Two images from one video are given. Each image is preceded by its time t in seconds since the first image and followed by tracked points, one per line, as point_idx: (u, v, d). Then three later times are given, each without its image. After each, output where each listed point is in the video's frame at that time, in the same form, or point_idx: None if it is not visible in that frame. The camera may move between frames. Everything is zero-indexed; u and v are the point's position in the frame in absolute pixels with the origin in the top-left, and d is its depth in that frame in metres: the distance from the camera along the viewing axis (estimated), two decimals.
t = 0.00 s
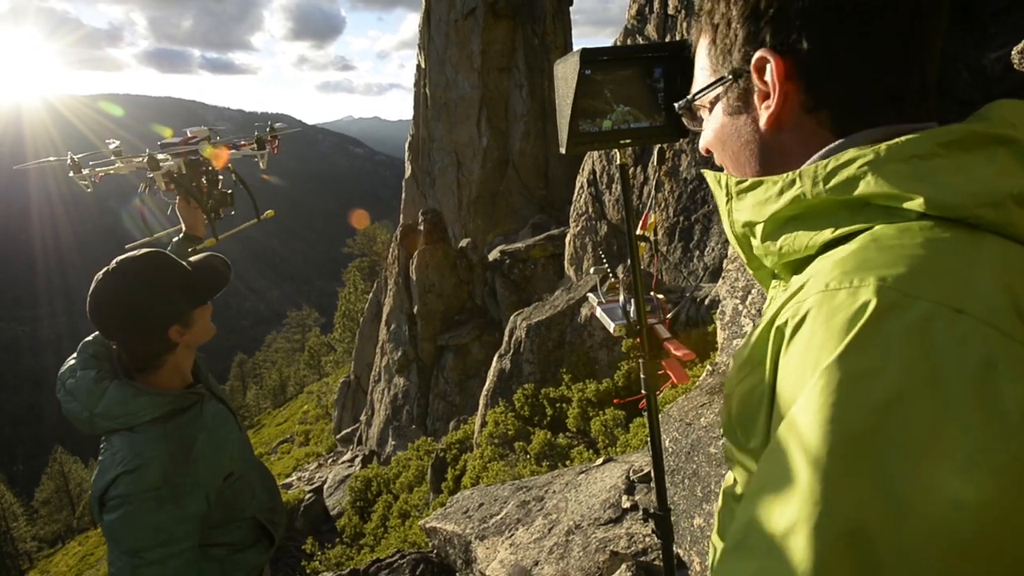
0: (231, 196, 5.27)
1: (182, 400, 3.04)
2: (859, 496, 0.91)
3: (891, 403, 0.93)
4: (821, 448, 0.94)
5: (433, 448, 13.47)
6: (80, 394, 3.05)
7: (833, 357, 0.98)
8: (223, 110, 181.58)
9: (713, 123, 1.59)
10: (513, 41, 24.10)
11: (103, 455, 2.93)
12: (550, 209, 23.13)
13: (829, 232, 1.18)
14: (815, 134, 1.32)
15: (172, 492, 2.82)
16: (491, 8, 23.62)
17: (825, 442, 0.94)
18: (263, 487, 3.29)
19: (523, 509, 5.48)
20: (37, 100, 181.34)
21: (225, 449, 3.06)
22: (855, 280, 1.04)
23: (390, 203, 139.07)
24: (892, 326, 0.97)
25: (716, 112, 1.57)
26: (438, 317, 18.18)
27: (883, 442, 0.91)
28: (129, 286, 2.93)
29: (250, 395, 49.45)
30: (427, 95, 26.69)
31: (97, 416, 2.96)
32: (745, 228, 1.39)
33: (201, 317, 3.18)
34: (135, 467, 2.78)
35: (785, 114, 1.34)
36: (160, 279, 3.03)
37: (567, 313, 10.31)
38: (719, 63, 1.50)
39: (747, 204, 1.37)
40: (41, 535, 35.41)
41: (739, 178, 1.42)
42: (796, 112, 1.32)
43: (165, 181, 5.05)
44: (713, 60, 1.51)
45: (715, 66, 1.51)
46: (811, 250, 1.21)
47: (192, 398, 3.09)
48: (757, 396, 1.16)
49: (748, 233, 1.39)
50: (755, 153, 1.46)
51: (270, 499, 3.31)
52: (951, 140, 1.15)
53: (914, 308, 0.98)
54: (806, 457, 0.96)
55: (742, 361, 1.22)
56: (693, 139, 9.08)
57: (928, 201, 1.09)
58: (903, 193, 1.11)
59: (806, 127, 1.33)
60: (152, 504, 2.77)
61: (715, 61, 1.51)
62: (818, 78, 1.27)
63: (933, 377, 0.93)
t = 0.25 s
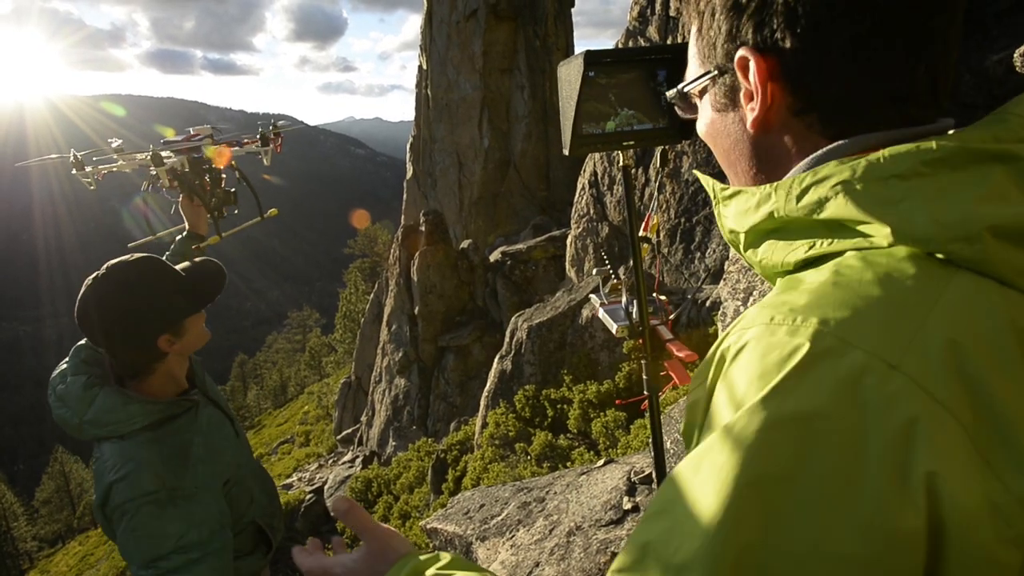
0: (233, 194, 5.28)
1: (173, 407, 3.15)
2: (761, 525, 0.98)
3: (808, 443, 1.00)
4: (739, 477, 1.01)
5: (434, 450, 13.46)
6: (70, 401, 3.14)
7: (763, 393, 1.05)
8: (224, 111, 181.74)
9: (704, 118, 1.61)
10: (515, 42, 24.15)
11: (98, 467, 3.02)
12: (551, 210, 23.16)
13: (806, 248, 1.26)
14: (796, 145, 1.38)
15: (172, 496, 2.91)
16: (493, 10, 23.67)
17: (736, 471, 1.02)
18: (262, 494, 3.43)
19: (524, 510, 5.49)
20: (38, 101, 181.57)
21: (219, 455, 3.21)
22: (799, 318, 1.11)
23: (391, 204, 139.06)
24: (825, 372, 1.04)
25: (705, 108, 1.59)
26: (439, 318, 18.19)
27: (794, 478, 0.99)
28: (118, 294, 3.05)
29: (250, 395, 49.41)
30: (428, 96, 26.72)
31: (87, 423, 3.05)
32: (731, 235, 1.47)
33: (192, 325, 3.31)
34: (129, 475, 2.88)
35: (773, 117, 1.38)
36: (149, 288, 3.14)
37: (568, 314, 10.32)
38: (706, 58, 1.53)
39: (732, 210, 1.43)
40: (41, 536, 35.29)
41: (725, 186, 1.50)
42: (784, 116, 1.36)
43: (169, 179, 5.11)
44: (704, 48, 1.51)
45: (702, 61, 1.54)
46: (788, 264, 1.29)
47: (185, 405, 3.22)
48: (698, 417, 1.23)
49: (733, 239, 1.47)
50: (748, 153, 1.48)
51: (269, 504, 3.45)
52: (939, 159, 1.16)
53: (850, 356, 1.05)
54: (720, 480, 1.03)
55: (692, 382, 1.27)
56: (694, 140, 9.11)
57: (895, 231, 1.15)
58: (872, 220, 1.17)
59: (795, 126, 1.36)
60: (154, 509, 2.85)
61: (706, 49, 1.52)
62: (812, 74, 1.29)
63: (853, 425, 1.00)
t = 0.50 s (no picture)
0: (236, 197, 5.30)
1: (175, 409, 3.13)
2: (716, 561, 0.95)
3: (777, 482, 0.95)
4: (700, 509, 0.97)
5: (433, 452, 13.48)
6: (74, 402, 3.15)
7: (736, 424, 1.00)
8: (224, 112, 181.86)
9: (701, 108, 1.48)
10: (515, 45, 24.20)
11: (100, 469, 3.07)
12: (551, 212, 23.20)
13: (809, 262, 1.20)
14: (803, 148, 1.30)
15: (174, 500, 2.98)
16: (493, 12, 23.73)
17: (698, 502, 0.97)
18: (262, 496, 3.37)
19: (524, 512, 5.50)
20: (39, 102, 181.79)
21: (224, 455, 3.21)
22: (783, 344, 1.05)
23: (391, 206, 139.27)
24: (804, 405, 0.98)
25: (706, 95, 1.46)
26: (439, 320, 18.22)
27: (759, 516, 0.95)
28: (115, 297, 3.06)
29: (250, 397, 49.42)
30: (428, 98, 26.76)
31: (89, 424, 3.05)
32: (727, 239, 1.40)
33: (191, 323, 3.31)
34: (129, 480, 2.94)
35: (811, 102, 1.24)
36: (144, 289, 3.15)
37: (568, 316, 10.32)
38: (718, 35, 1.39)
39: (729, 216, 1.36)
40: (40, 537, 35.23)
41: (722, 189, 1.43)
42: (831, 97, 1.23)
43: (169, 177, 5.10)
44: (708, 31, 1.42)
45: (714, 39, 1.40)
46: (786, 278, 1.24)
47: (187, 407, 3.19)
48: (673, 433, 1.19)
49: (729, 245, 1.41)
50: (746, 149, 1.39)
51: (269, 505, 3.39)
52: (947, 176, 1.06)
53: (832, 391, 0.99)
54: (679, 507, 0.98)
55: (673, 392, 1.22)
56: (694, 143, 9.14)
57: (894, 256, 1.07)
58: (874, 242, 1.08)
59: (834, 112, 1.24)
60: (156, 514, 2.93)
61: (710, 34, 1.41)
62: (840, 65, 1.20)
63: (828, 466, 0.95)
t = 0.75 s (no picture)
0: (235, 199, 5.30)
1: (178, 410, 3.20)
2: None
3: (801, 503, 0.94)
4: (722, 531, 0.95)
5: (431, 453, 13.47)
6: (75, 404, 3.15)
7: (755, 442, 0.98)
8: (222, 114, 181.84)
9: (703, 105, 1.45)
10: (513, 47, 24.25)
11: (98, 471, 3.03)
12: (549, 214, 23.24)
13: (814, 268, 1.18)
14: (813, 150, 1.28)
15: (174, 504, 2.95)
16: (492, 15, 23.77)
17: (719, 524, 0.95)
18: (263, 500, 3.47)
19: (521, 514, 5.50)
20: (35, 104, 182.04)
21: (225, 457, 3.25)
22: (799, 357, 1.04)
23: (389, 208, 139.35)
24: (826, 422, 0.97)
25: (709, 92, 1.43)
26: (437, 322, 18.23)
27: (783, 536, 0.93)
28: (113, 291, 3.13)
29: (248, 399, 49.35)
30: (426, 100, 26.77)
31: (92, 425, 3.05)
32: (730, 242, 1.38)
33: (148, 347, 3.15)
34: (129, 482, 2.90)
35: (829, 101, 1.22)
36: (143, 295, 3.19)
37: (566, 318, 10.34)
38: (726, 27, 1.36)
39: (733, 218, 1.33)
40: (36, 541, 35.03)
41: (724, 191, 1.41)
42: (848, 95, 1.20)
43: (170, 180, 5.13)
44: (717, 21, 1.39)
45: (719, 33, 1.38)
46: (794, 283, 1.21)
47: (188, 408, 3.25)
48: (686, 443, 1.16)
49: (732, 247, 1.38)
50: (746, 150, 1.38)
51: (267, 507, 3.50)
52: (966, 186, 1.06)
53: (853, 406, 0.97)
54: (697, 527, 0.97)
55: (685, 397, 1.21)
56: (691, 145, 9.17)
57: (912, 265, 1.05)
58: (890, 252, 1.06)
59: (852, 113, 1.22)
60: (156, 517, 2.89)
61: (722, 25, 1.38)
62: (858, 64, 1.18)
63: (851, 484, 0.94)
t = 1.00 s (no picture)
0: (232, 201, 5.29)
1: (175, 412, 3.20)
2: None
3: (796, 523, 0.96)
4: (725, 555, 1.00)
5: (428, 455, 13.47)
6: (71, 403, 3.17)
7: (746, 465, 1.01)
8: (217, 116, 181.50)
9: (699, 106, 1.44)
10: (508, 49, 24.28)
11: (91, 471, 3.05)
12: (545, 216, 23.29)
13: (798, 277, 1.18)
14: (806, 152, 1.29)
15: (162, 507, 2.96)
16: (487, 16, 23.79)
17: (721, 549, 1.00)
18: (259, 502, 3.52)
19: (518, 515, 5.50)
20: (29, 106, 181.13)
21: (219, 459, 3.26)
22: (788, 373, 1.04)
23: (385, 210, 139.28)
24: (815, 441, 0.98)
25: (705, 93, 1.43)
26: (433, 324, 18.23)
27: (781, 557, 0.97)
28: (98, 295, 3.18)
29: (243, 402, 49.21)
30: (421, 102, 26.75)
31: (87, 425, 3.07)
32: (716, 249, 1.37)
33: (122, 356, 3.17)
34: (120, 483, 2.91)
35: (830, 102, 1.23)
36: (126, 300, 3.21)
37: (562, 319, 10.36)
38: (725, 24, 1.35)
39: (719, 226, 1.33)
40: (30, 546, 34.81)
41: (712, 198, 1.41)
42: (851, 93, 1.21)
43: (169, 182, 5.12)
44: (710, 17, 1.38)
45: (719, 30, 1.36)
46: (779, 293, 1.20)
47: (185, 410, 3.26)
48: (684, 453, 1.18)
49: (718, 254, 1.38)
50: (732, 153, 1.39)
51: (264, 512, 3.52)
52: (949, 197, 1.06)
53: (841, 422, 0.98)
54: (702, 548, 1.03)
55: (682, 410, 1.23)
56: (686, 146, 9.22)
57: (896, 277, 1.04)
58: (876, 263, 1.06)
59: (850, 116, 1.23)
60: (144, 520, 2.91)
61: (720, 24, 1.36)
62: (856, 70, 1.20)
63: (844, 502, 0.95)
